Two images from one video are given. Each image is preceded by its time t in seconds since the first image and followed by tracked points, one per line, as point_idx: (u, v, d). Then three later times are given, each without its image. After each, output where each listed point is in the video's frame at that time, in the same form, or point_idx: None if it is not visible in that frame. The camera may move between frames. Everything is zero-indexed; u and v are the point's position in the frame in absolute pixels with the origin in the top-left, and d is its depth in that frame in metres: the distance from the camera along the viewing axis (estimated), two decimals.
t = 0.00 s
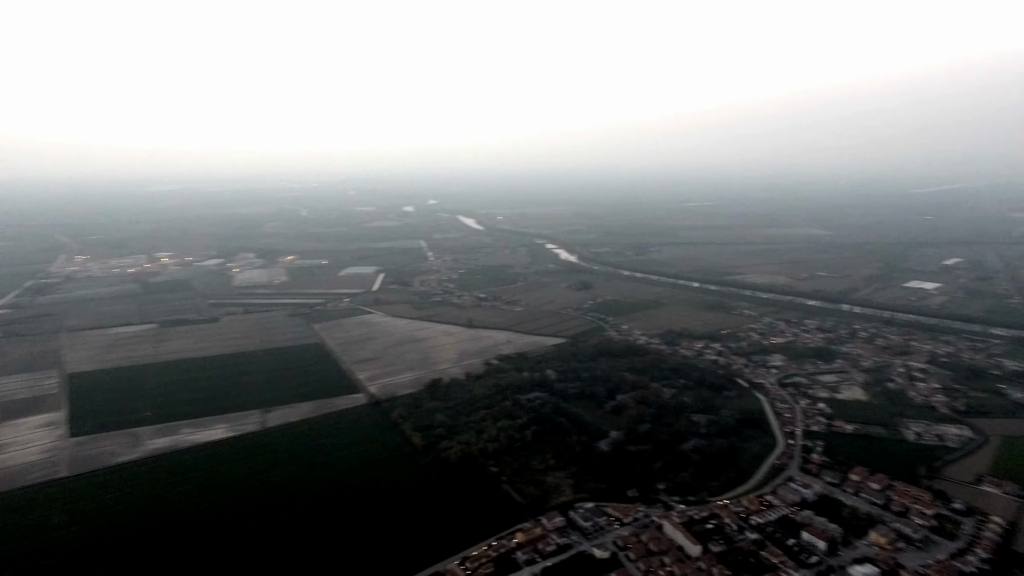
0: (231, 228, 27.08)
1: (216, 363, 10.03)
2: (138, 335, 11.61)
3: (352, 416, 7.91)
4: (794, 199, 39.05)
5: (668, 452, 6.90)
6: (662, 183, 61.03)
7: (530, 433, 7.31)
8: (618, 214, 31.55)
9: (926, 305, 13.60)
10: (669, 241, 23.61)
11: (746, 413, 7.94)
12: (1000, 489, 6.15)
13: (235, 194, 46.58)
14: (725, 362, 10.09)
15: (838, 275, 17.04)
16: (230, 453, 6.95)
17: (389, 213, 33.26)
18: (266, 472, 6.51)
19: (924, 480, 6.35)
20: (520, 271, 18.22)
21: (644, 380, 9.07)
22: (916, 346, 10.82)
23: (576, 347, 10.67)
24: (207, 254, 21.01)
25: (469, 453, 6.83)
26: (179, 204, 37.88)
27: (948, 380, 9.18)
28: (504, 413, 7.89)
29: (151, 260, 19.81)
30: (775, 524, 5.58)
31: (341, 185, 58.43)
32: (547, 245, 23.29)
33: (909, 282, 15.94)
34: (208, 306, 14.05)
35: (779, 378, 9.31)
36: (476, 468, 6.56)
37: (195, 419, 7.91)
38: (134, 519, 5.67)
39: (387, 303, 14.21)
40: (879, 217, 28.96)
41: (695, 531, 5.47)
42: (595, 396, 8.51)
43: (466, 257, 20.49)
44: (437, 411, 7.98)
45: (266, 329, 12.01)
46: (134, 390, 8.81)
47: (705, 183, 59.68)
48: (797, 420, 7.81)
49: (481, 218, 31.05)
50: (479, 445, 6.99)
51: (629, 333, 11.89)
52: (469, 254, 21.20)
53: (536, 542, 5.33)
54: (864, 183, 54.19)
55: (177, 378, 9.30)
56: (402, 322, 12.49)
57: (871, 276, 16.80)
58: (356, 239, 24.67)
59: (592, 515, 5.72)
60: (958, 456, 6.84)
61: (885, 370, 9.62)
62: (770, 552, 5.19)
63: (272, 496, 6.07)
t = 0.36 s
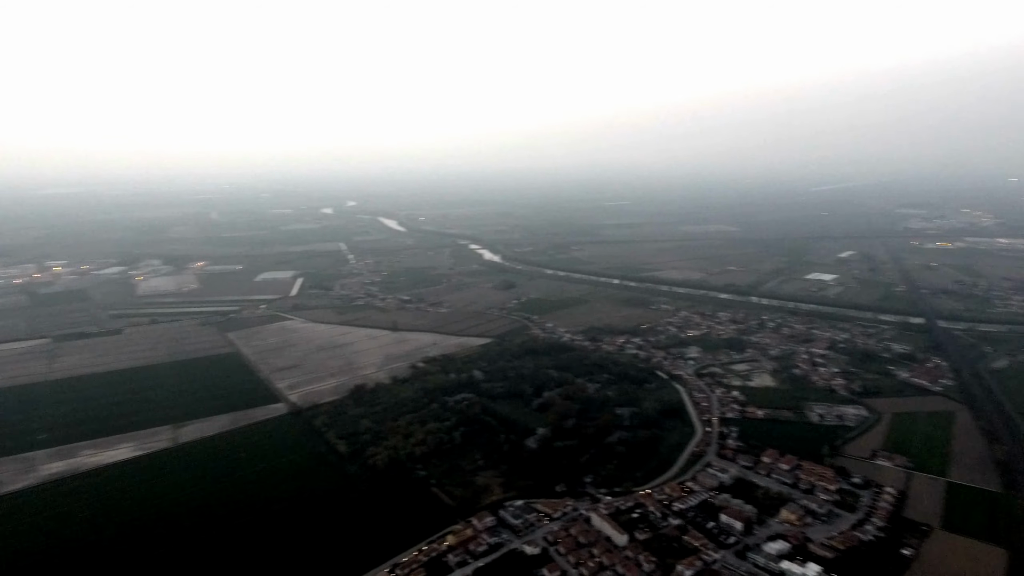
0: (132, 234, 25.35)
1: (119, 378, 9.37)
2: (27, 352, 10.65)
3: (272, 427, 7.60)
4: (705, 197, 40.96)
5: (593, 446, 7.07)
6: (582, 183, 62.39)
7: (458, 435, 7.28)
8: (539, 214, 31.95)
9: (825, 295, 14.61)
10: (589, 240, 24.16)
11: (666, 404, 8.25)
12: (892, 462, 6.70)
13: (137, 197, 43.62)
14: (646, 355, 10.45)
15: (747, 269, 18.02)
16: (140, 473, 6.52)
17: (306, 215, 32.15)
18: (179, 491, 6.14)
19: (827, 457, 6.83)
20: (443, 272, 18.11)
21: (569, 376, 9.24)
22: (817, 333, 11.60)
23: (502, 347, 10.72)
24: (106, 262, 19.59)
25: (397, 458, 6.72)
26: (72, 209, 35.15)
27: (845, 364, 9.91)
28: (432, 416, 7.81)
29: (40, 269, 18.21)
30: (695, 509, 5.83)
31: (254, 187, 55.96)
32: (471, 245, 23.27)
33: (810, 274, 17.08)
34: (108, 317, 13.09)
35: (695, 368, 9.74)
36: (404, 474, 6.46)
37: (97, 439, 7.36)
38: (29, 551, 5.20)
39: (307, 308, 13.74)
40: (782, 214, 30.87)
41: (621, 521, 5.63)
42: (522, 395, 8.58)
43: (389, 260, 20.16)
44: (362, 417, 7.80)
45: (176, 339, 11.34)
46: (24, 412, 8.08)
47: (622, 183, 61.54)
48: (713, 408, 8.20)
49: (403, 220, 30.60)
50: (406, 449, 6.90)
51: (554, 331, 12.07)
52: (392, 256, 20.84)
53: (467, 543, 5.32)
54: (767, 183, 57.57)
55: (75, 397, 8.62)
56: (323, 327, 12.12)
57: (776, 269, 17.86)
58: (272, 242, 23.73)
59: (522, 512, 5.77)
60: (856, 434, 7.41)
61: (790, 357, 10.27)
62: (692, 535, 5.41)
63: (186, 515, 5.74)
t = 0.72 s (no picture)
0: (18, 242, 23.25)
1: (7, 399, 8.57)
2: None
3: (185, 443, 7.18)
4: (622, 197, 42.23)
5: (521, 444, 7.13)
6: (503, 184, 62.82)
7: (385, 440, 7.14)
8: (462, 215, 31.87)
9: (735, 289, 15.40)
10: (512, 240, 24.35)
11: (591, 399, 8.44)
12: (799, 443, 7.15)
13: (21, 202, 40.02)
14: (570, 352, 10.65)
15: (663, 265, 18.71)
16: (34, 501, 5.99)
17: (216, 219, 30.62)
18: (79, 517, 5.69)
19: (741, 442, 7.20)
20: (365, 275, 17.73)
21: (496, 376, 9.27)
22: (729, 325, 12.21)
23: (427, 349, 10.63)
24: None
25: (321, 468, 6.52)
26: None
27: (756, 353, 10.48)
28: (357, 423, 7.63)
29: None
30: (621, 500, 5.99)
31: (157, 190, 52.75)
32: (392, 248, 22.91)
33: (721, 269, 17.95)
34: None
35: (618, 363, 10.02)
36: (330, 483, 6.28)
37: None
38: None
39: (220, 316, 13.09)
40: (694, 211, 32.28)
41: (551, 516, 5.70)
42: (449, 396, 8.53)
43: (307, 264, 19.51)
44: (283, 427, 7.51)
45: (74, 354, 10.51)
46: None
47: (542, 183, 62.42)
48: (635, 401, 8.46)
49: (321, 222, 29.75)
50: (331, 458, 6.71)
51: (479, 331, 12.08)
52: (310, 259, 20.20)
53: (397, 550, 5.23)
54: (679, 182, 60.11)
55: None
56: (238, 336, 11.57)
57: (690, 265, 18.65)
58: (179, 248, 22.43)
59: (452, 514, 5.74)
60: (767, 419, 7.86)
61: (706, 349, 10.75)
62: (618, 526, 5.57)
63: (89, 542, 5.33)
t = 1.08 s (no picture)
0: None
1: None
2: None
3: (86, 466, 6.65)
4: (544, 197, 42.83)
5: (450, 446, 7.09)
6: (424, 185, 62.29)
7: (308, 450, 6.91)
8: (383, 216, 31.30)
9: (654, 285, 15.97)
10: (435, 241, 24.16)
11: (518, 398, 8.51)
12: (717, 430, 7.51)
13: None
14: (497, 352, 10.69)
15: (585, 263, 19.13)
16: None
17: (117, 224, 28.66)
18: None
19: (663, 432, 7.48)
20: (283, 280, 17.09)
21: (422, 379, 9.17)
22: (649, 320, 12.65)
23: (351, 354, 10.37)
24: None
25: (240, 483, 6.23)
26: None
27: (674, 346, 10.90)
28: (278, 434, 7.34)
29: None
30: (550, 496, 6.08)
31: (48, 194, 48.76)
32: (312, 251, 22.21)
33: (640, 266, 18.55)
34: None
35: (544, 361, 10.15)
36: (250, 498, 6.01)
37: None
38: None
39: (124, 328, 12.26)
40: (612, 210, 33.18)
41: (481, 516, 5.71)
42: (375, 402, 8.37)
43: (220, 270, 18.60)
44: (197, 443, 7.12)
45: None
46: None
47: (463, 183, 62.38)
48: (562, 398, 8.61)
49: (234, 226, 28.45)
50: (251, 472, 6.42)
51: (404, 334, 11.91)
52: (223, 265, 19.27)
53: (324, 563, 5.07)
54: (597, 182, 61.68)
55: None
56: (145, 348, 10.85)
57: (611, 263, 19.16)
58: (75, 255, 20.82)
59: (381, 522, 5.63)
60: (686, 409, 8.19)
61: (628, 343, 11.08)
62: (548, 521, 5.64)
63: None
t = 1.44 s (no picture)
0: None
1: None
2: None
3: None
4: (466, 197, 42.79)
5: (377, 452, 6.96)
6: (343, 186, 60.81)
7: (225, 465, 6.59)
8: (300, 219, 30.27)
9: (576, 283, 16.30)
10: (356, 243, 23.63)
11: (445, 400, 8.46)
12: (639, 422, 7.75)
13: None
14: (422, 354, 10.59)
15: (508, 263, 19.27)
16: None
17: None
18: None
19: (589, 426, 7.65)
20: (193, 287, 16.20)
21: (346, 385, 8.94)
22: (572, 317, 12.90)
23: (269, 363, 9.97)
24: None
25: (150, 504, 5.85)
26: None
27: (597, 342, 11.18)
28: (191, 449, 6.95)
29: None
30: (480, 496, 6.08)
31: None
32: (224, 256, 21.17)
33: (562, 264, 18.88)
34: None
35: (470, 361, 10.14)
36: (162, 520, 5.66)
37: None
38: None
39: (11, 343, 11.23)
40: (534, 210, 33.58)
41: (411, 521, 5.64)
42: (296, 411, 8.08)
43: (121, 278, 17.40)
44: (100, 464, 6.63)
45: None
46: None
47: (383, 184, 61.28)
48: (489, 397, 8.63)
49: (136, 231, 26.67)
50: (163, 492, 6.05)
51: (325, 340, 11.57)
52: (125, 273, 18.03)
53: None
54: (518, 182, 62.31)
55: None
56: (36, 365, 9.97)
57: (533, 262, 19.39)
58: None
59: (306, 534, 5.45)
60: (610, 402, 8.42)
61: (552, 341, 11.26)
62: (478, 521, 5.64)
63: None
